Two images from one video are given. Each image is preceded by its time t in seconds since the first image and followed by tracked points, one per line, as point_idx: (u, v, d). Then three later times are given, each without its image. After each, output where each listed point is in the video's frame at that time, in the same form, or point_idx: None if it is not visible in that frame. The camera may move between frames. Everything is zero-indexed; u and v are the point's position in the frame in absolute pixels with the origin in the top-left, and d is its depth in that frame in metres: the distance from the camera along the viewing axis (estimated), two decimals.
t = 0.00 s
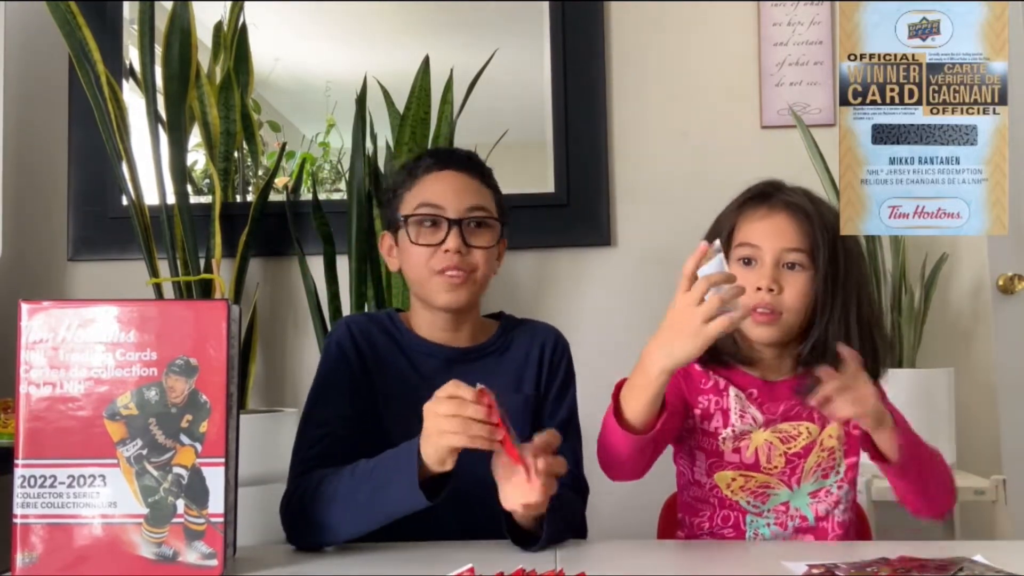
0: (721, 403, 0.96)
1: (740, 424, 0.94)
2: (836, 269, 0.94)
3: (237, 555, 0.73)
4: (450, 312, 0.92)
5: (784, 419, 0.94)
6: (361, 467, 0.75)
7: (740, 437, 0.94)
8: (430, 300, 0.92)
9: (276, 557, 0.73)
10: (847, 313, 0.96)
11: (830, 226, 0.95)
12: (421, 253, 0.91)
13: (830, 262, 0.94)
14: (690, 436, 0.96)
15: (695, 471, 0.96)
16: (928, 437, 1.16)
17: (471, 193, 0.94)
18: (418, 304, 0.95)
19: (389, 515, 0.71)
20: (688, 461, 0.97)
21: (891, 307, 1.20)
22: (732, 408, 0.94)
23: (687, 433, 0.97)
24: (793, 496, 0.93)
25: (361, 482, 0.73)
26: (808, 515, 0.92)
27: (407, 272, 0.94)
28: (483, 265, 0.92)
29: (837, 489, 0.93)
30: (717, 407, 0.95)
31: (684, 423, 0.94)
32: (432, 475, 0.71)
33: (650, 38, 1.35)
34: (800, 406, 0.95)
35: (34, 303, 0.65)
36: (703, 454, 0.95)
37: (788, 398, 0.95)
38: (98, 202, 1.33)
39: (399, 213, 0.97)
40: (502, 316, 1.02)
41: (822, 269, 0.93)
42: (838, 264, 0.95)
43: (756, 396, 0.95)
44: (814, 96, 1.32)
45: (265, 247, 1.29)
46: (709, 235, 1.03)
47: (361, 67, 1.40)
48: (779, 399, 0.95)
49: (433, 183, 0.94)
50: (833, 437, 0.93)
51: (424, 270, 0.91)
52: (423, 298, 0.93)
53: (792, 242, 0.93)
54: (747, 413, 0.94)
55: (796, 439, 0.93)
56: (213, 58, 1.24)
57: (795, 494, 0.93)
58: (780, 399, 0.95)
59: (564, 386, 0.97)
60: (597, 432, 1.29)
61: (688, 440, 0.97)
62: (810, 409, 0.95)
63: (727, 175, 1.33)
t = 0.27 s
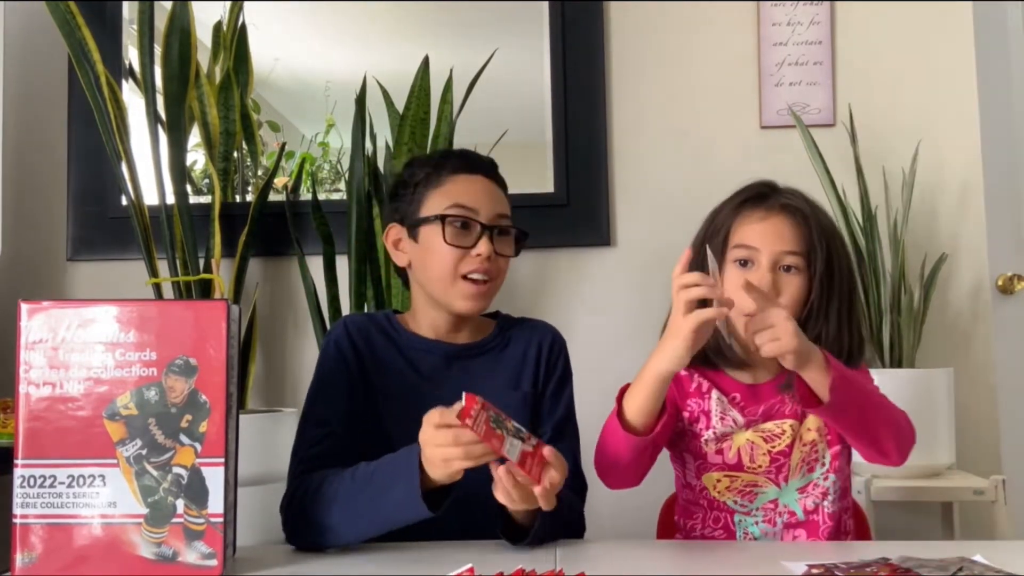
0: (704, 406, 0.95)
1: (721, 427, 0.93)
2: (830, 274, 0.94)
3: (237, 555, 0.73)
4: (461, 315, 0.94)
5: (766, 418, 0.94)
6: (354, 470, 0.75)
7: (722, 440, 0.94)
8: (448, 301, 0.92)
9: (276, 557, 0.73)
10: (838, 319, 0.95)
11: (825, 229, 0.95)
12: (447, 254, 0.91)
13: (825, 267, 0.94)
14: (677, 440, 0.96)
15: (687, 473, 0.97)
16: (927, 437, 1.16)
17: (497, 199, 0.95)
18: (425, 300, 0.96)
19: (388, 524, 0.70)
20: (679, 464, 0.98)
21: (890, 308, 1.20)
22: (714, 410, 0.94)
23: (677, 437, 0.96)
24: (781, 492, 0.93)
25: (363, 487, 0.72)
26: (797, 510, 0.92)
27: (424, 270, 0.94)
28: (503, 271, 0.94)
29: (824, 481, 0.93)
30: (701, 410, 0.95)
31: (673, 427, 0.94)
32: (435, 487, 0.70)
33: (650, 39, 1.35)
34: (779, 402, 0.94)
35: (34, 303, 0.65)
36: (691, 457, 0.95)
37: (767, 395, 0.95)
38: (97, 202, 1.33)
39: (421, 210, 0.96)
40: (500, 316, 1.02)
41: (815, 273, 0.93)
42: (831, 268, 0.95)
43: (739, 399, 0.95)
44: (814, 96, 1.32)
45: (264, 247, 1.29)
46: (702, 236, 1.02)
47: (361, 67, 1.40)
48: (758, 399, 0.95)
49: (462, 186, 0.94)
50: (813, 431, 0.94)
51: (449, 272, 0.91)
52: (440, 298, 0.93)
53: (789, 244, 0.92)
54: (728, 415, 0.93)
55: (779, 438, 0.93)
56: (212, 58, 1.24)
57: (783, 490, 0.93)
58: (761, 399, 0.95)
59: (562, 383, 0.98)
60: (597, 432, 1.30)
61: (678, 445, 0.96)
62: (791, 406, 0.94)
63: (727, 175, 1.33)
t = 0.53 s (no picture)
0: (701, 407, 0.95)
1: (718, 428, 0.93)
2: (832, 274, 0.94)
3: (237, 556, 0.73)
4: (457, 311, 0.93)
5: (763, 418, 0.93)
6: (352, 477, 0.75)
7: (719, 440, 0.93)
8: (441, 295, 0.92)
9: (276, 557, 0.73)
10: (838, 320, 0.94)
11: (824, 229, 0.95)
12: (436, 246, 0.91)
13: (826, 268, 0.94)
14: (676, 441, 0.96)
15: (684, 475, 0.97)
16: (927, 437, 1.16)
17: (484, 188, 0.95)
18: (422, 298, 0.96)
19: (386, 535, 0.70)
20: (678, 465, 0.98)
21: (890, 308, 1.20)
22: (710, 412, 0.94)
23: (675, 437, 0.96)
24: (778, 492, 0.93)
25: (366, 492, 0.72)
26: (794, 509, 0.92)
27: (417, 265, 0.94)
28: (495, 261, 0.94)
29: (820, 480, 0.93)
30: (698, 412, 0.95)
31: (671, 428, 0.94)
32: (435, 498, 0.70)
33: (650, 38, 1.35)
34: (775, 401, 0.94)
35: (34, 303, 0.65)
36: (688, 458, 0.95)
37: (764, 395, 0.95)
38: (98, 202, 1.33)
39: (411, 206, 0.97)
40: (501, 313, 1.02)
41: (815, 273, 0.93)
42: (832, 268, 0.94)
43: (735, 401, 0.95)
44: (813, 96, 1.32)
45: (264, 248, 1.29)
46: (699, 240, 1.01)
47: (361, 67, 1.40)
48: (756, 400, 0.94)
49: (448, 180, 0.95)
50: (808, 431, 0.93)
51: (439, 263, 0.91)
52: (434, 292, 0.93)
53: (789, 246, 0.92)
54: (724, 416, 0.93)
55: (775, 438, 0.92)
56: (212, 58, 1.24)
57: (780, 490, 0.93)
58: (757, 400, 0.95)
59: (566, 379, 0.97)
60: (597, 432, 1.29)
61: (676, 445, 0.97)
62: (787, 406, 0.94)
63: (727, 175, 1.33)
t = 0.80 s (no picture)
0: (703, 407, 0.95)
1: (720, 429, 0.93)
2: (835, 274, 0.94)
3: (237, 556, 0.73)
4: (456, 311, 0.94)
5: (765, 419, 0.93)
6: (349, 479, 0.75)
7: (721, 441, 0.93)
8: (440, 298, 0.93)
9: (276, 557, 0.73)
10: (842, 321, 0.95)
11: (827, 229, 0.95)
12: (430, 250, 0.91)
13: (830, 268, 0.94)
14: (677, 443, 0.96)
15: (685, 476, 0.97)
16: (927, 437, 1.16)
17: (475, 189, 0.95)
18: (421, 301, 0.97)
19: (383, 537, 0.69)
20: (679, 466, 0.98)
21: (890, 308, 1.20)
22: (713, 412, 0.94)
23: (676, 438, 0.96)
24: (779, 494, 0.92)
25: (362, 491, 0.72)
26: (796, 511, 0.92)
27: (413, 270, 0.94)
28: (491, 262, 0.94)
29: (822, 482, 0.93)
30: (700, 412, 0.95)
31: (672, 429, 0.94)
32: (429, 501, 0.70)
33: (650, 38, 1.35)
34: (778, 404, 0.94)
35: (34, 303, 0.65)
36: (690, 459, 0.95)
37: (767, 397, 0.95)
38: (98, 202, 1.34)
39: (404, 211, 0.97)
40: (499, 311, 1.02)
41: (819, 274, 0.93)
42: (836, 269, 0.94)
43: (737, 402, 0.95)
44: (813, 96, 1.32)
45: (265, 248, 1.29)
46: (701, 240, 1.00)
47: (361, 67, 1.40)
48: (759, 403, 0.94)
49: (438, 183, 0.95)
50: (810, 432, 0.93)
51: (435, 268, 0.91)
52: (432, 297, 0.93)
53: (793, 247, 0.92)
54: (727, 417, 0.93)
55: (778, 440, 0.92)
56: (213, 58, 1.24)
57: (781, 491, 0.93)
58: (759, 401, 0.95)
59: (566, 376, 0.97)
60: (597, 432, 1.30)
61: (677, 446, 0.96)
62: (789, 407, 0.94)
63: (727, 175, 1.33)
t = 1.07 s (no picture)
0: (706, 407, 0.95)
1: (723, 429, 0.93)
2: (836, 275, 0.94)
3: (237, 556, 0.73)
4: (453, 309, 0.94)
5: (768, 421, 0.93)
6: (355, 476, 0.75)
7: (724, 442, 0.93)
8: (437, 297, 0.92)
9: (276, 557, 0.73)
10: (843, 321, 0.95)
11: (828, 230, 0.95)
12: (427, 248, 0.91)
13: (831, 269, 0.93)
14: (679, 443, 0.96)
15: (687, 476, 0.97)
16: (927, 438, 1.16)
17: (473, 188, 0.95)
18: (419, 300, 0.96)
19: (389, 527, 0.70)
20: (680, 466, 0.98)
21: (890, 308, 1.19)
22: (717, 413, 0.94)
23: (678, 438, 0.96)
24: (781, 495, 0.92)
25: (368, 482, 0.72)
26: (797, 513, 0.92)
27: (410, 268, 0.94)
28: (488, 261, 0.94)
29: (824, 485, 0.92)
30: (703, 412, 0.94)
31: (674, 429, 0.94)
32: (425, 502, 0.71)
33: (650, 38, 1.35)
34: (782, 406, 0.94)
35: (34, 303, 0.65)
36: (692, 459, 0.95)
37: (770, 400, 0.95)
38: (98, 202, 1.34)
39: (401, 209, 0.97)
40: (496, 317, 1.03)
41: (821, 274, 0.93)
42: (837, 270, 0.94)
43: (740, 403, 0.95)
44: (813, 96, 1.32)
45: (264, 248, 1.29)
46: (704, 239, 1.00)
47: (361, 67, 1.40)
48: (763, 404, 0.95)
49: (437, 181, 0.95)
50: (813, 435, 0.93)
51: (432, 266, 0.91)
52: (430, 296, 0.93)
53: (796, 247, 0.92)
54: (730, 418, 0.93)
55: (781, 442, 0.92)
56: (212, 58, 1.24)
57: (783, 493, 0.93)
58: (762, 403, 0.95)
59: (563, 384, 0.97)
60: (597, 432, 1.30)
61: (679, 446, 0.96)
62: (792, 410, 0.94)
63: (727, 175, 1.33)
